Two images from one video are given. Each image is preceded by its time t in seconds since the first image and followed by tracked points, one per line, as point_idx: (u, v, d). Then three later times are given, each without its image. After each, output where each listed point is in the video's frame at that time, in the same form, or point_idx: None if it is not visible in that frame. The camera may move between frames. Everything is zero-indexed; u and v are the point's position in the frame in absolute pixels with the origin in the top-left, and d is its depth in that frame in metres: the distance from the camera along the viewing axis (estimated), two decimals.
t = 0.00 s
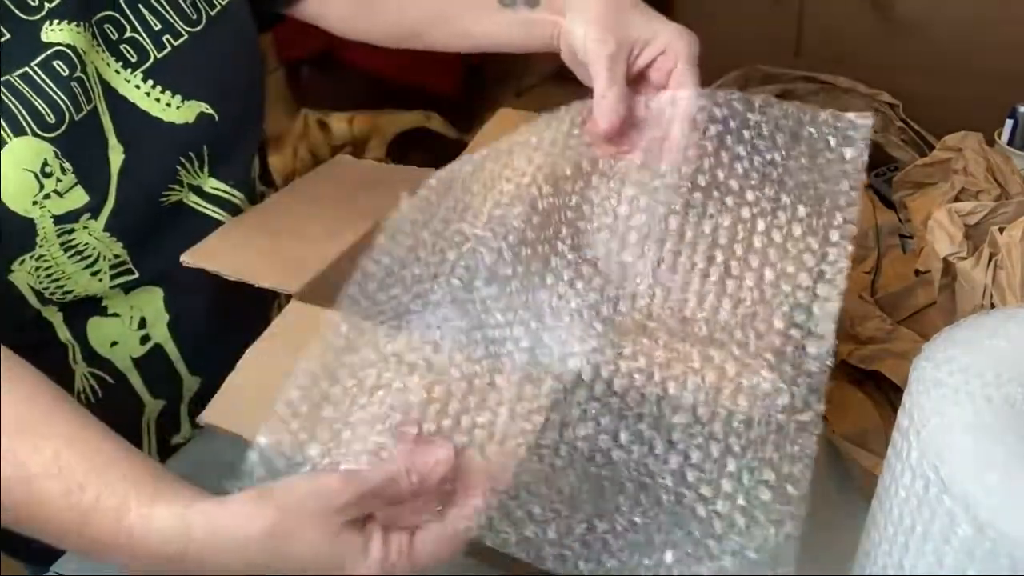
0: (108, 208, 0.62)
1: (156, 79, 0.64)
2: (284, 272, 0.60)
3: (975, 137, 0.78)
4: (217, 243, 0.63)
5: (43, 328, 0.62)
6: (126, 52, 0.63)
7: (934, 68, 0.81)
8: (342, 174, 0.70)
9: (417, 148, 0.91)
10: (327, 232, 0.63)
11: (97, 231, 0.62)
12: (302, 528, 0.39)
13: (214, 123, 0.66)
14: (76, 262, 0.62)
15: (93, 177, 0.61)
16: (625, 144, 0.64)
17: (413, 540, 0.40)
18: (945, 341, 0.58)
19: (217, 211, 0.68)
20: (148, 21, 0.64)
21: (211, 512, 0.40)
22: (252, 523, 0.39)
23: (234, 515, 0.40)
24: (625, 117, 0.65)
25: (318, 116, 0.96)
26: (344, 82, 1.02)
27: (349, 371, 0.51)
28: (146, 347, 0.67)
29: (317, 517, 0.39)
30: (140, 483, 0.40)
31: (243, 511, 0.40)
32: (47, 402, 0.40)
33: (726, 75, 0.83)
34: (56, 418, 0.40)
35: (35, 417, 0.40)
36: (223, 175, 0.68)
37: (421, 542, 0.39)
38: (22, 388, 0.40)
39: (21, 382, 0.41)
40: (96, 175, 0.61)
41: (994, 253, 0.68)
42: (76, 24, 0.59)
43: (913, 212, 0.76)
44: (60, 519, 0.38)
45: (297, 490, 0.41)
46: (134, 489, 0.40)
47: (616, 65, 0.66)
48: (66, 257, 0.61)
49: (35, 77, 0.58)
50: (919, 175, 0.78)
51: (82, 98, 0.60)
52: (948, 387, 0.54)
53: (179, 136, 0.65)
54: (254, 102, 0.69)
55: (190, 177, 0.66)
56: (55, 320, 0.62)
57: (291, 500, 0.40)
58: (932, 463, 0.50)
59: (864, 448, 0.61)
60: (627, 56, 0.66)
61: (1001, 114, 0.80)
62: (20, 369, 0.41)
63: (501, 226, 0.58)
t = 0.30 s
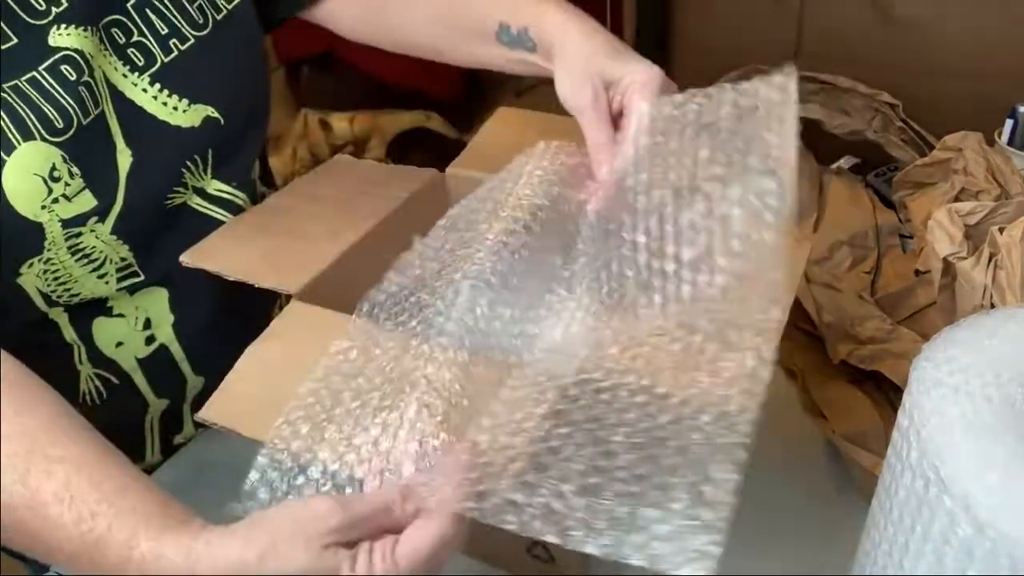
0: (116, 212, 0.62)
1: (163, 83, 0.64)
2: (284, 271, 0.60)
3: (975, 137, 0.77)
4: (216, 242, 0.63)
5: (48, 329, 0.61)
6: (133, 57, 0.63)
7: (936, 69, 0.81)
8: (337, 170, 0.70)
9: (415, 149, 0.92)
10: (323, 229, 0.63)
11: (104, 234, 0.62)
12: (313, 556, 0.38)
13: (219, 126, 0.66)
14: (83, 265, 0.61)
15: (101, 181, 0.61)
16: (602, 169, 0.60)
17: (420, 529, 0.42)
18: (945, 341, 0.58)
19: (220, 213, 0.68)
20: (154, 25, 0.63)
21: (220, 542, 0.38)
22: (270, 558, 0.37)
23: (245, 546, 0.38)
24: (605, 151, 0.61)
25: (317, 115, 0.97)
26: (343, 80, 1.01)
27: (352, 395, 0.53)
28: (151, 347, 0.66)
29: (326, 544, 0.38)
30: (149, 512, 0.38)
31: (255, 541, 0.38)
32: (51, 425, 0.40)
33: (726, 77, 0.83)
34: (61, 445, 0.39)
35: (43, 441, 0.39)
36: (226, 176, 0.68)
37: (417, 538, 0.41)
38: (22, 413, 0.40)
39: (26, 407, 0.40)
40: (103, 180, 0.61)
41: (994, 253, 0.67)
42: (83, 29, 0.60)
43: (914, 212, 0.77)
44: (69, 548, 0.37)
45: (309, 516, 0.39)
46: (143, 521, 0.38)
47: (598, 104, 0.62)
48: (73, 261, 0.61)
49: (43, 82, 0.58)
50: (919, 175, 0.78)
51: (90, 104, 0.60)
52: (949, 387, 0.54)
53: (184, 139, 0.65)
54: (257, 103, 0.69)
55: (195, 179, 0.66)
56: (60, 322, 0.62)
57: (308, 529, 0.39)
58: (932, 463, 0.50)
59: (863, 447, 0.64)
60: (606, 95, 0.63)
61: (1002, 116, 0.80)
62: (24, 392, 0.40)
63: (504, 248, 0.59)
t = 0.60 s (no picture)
0: (118, 212, 0.62)
1: (167, 83, 0.64)
2: (284, 271, 0.60)
3: (974, 136, 0.74)
4: (216, 243, 0.62)
5: (49, 330, 0.61)
6: (137, 56, 0.63)
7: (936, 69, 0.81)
8: (336, 170, 0.70)
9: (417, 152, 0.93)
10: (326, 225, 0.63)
11: (106, 233, 0.61)
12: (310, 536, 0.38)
13: (223, 126, 0.66)
14: (85, 265, 0.61)
15: (103, 182, 0.61)
16: (611, 158, 0.63)
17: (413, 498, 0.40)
18: (946, 340, 0.57)
19: (221, 213, 0.68)
20: (157, 26, 0.64)
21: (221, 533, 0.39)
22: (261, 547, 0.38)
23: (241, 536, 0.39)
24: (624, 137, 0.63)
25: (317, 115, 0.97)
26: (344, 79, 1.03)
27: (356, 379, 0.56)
28: (152, 348, 0.66)
29: (316, 531, 0.39)
30: (147, 499, 0.39)
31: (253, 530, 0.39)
32: (51, 418, 0.40)
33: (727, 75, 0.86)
34: (60, 435, 0.40)
35: (42, 435, 0.39)
36: (228, 178, 0.69)
37: (411, 508, 0.40)
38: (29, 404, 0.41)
39: (28, 401, 0.40)
40: (108, 179, 0.61)
41: (995, 253, 0.66)
42: (84, 30, 0.60)
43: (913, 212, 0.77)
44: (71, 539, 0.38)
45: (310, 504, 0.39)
46: (144, 512, 0.39)
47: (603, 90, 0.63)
48: (76, 260, 0.60)
49: (43, 83, 0.58)
50: (919, 175, 0.78)
51: (93, 104, 0.60)
52: (948, 387, 0.54)
53: (187, 140, 0.65)
54: (258, 103, 0.69)
55: (197, 179, 0.67)
56: (62, 322, 0.62)
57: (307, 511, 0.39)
58: (932, 463, 0.51)
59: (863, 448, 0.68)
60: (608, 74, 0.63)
61: (1003, 116, 0.80)
62: (22, 386, 0.41)
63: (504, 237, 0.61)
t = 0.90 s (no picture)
0: (117, 212, 0.61)
1: (167, 83, 0.64)
2: (283, 271, 0.59)
3: (975, 136, 0.74)
4: (215, 243, 0.62)
5: (48, 330, 0.61)
6: (138, 56, 0.63)
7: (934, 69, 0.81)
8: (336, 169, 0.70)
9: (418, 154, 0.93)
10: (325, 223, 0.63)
11: (105, 232, 0.61)
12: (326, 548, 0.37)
13: (223, 126, 0.66)
14: (84, 265, 0.61)
15: (104, 182, 0.61)
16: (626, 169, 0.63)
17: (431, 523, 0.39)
18: (946, 339, 0.56)
19: (222, 214, 0.68)
20: (159, 25, 0.64)
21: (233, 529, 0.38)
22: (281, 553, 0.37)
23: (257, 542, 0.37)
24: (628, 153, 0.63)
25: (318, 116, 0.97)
26: (344, 79, 1.01)
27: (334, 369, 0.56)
28: (152, 348, 0.66)
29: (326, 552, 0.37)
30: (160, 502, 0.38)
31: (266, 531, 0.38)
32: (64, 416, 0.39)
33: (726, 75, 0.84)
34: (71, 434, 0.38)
35: (52, 441, 0.37)
36: (228, 178, 0.69)
37: (435, 534, 0.39)
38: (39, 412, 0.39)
39: (32, 408, 0.38)
40: (108, 178, 0.61)
41: (994, 253, 0.65)
42: (84, 29, 0.60)
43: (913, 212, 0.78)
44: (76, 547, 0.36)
45: (322, 501, 0.38)
46: (153, 516, 0.37)
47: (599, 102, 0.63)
48: (74, 259, 0.60)
49: (44, 83, 0.58)
50: (919, 175, 0.78)
51: (93, 104, 0.60)
52: (948, 387, 0.53)
53: (189, 139, 0.65)
54: (259, 102, 0.69)
55: (198, 179, 0.66)
56: (61, 322, 0.62)
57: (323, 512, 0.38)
58: (932, 463, 0.51)
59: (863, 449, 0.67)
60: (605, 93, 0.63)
61: (1002, 116, 0.80)
62: (26, 389, 0.38)
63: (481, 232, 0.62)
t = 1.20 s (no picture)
0: (121, 211, 0.62)
1: (167, 82, 0.64)
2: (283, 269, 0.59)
3: (974, 137, 0.74)
4: (215, 242, 0.62)
5: (51, 328, 0.61)
6: (138, 55, 0.63)
7: (933, 69, 0.81)
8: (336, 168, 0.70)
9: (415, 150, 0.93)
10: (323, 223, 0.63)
11: (110, 232, 0.61)
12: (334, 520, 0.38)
13: (222, 125, 0.66)
14: (88, 264, 0.61)
15: (110, 181, 0.61)
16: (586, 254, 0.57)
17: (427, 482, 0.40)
18: (946, 339, 0.55)
19: (223, 213, 0.69)
20: (158, 24, 0.64)
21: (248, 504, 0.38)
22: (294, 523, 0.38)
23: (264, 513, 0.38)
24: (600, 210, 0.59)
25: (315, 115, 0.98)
26: (344, 79, 1.03)
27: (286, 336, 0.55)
28: (153, 347, 0.67)
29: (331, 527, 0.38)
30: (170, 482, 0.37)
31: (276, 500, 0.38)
32: (78, 403, 0.37)
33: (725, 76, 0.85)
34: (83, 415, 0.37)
35: (69, 425, 0.37)
36: (229, 177, 0.69)
37: (430, 493, 0.40)
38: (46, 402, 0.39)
39: (48, 394, 0.37)
40: (109, 178, 0.61)
41: (994, 253, 0.65)
42: (87, 30, 0.59)
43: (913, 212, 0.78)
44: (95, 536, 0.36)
45: (328, 470, 0.39)
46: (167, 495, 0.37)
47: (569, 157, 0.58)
48: (78, 259, 0.60)
49: (47, 82, 0.58)
50: (919, 175, 0.78)
51: (96, 103, 0.60)
52: (948, 387, 0.52)
53: (189, 138, 0.65)
54: (260, 103, 0.69)
55: (199, 178, 0.67)
56: (64, 321, 0.62)
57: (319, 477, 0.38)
58: (932, 463, 0.51)
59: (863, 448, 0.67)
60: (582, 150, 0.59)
61: (1001, 117, 0.80)
62: (42, 374, 0.37)
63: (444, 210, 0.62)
